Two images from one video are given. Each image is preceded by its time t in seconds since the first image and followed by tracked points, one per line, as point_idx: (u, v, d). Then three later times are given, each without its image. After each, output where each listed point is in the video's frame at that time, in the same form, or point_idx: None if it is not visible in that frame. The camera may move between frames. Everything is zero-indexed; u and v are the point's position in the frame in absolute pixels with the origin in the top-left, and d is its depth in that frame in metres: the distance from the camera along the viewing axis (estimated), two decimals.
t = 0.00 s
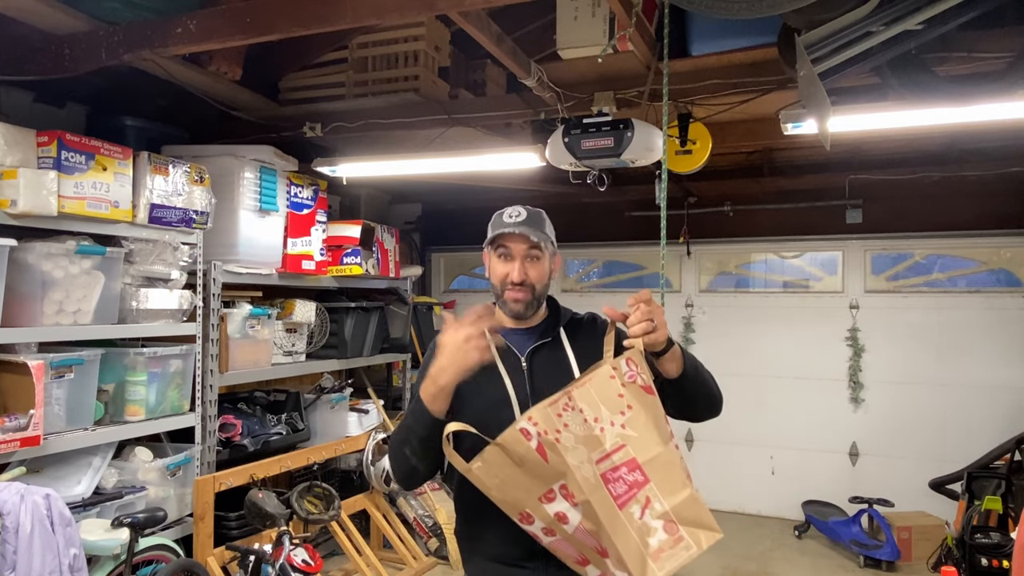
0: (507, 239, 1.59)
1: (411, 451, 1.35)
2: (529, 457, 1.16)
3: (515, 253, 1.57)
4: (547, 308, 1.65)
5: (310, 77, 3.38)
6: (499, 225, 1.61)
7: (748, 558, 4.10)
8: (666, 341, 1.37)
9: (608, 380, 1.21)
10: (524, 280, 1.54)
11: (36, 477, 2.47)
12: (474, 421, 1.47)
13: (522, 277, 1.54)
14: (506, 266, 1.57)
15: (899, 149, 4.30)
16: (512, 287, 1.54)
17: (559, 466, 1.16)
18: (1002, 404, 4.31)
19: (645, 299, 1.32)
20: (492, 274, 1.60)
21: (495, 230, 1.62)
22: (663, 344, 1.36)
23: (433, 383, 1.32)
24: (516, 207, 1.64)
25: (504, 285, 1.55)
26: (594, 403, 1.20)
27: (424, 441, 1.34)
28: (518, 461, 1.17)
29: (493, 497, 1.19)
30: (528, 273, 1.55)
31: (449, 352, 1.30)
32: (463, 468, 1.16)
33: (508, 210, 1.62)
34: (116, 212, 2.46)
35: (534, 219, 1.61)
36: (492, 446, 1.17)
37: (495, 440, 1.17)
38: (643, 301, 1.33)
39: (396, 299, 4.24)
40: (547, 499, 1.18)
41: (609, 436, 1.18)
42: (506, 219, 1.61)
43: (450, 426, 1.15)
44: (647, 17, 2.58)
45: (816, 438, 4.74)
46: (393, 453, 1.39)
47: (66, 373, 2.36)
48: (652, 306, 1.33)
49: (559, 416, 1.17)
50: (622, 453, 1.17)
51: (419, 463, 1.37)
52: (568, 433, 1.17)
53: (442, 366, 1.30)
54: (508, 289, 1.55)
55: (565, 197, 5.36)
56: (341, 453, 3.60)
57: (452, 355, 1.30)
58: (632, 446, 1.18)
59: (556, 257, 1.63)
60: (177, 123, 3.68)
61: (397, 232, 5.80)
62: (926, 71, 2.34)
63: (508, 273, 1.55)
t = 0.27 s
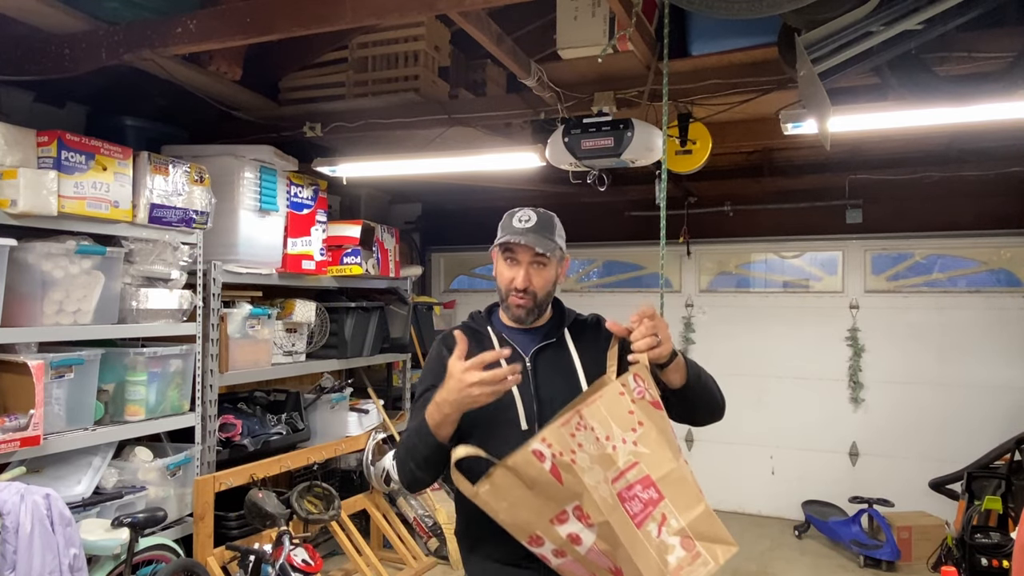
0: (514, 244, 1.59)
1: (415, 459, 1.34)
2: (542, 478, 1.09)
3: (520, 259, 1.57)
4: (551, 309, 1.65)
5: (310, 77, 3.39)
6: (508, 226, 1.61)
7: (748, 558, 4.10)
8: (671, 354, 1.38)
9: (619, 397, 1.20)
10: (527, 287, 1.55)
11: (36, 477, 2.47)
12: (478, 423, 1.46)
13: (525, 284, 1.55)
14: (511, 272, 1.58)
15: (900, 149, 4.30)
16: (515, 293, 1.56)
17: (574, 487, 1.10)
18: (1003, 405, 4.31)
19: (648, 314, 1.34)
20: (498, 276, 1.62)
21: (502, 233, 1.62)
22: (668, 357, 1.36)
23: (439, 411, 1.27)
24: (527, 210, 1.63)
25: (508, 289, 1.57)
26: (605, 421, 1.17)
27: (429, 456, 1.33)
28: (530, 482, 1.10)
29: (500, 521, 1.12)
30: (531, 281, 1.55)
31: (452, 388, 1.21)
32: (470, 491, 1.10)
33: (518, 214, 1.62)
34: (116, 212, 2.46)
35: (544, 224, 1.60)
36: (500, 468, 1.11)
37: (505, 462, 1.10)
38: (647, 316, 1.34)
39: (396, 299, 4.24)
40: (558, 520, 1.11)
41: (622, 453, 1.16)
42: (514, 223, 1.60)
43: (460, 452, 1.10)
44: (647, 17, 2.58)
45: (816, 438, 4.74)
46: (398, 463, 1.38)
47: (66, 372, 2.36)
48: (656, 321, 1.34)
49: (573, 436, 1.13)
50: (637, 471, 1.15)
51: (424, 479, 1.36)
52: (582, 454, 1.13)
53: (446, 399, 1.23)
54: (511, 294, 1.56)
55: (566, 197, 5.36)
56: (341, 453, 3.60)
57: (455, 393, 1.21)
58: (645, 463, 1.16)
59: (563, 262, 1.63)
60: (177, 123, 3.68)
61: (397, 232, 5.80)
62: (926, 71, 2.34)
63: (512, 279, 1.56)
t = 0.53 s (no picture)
0: (520, 241, 1.59)
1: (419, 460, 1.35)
2: (551, 488, 1.15)
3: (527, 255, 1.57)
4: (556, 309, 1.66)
5: (310, 76, 3.39)
6: (513, 224, 1.61)
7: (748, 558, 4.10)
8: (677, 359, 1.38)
9: (626, 404, 1.22)
10: (535, 282, 1.54)
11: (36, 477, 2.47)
12: (482, 423, 1.47)
13: (533, 280, 1.54)
14: (518, 268, 1.57)
15: (900, 149, 4.30)
16: (523, 289, 1.55)
17: (583, 496, 1.15)
18: (1003, 405, 4.31)
19: (654, 321, 1.33)
20: (504, 274, 1.61)
21: (508, 230, 1.61)
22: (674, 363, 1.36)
23: (445, 410, 1.28)
24: (531, 208, 1.63)
25: (515, 286, 1.56)
26: (613, 429, 1.19)
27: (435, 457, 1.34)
28: (541, 492, 1.16)
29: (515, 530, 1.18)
30: (539, 276, 1.55)
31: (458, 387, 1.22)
32: (481, 501, 1.16)
33: (522, 211, 1.62)
34: (116, 212, 2.46)
35: (549, 220, 1.61)
36: (512, 479, 1.16)
37: (515, 474, 1.16)
38: (653, 321, 1.33)
39: (396, 299, 4.23)
40: (570, 529, 1.17)
41: (631, 461, 1.18)
42: (519, 220, 1.60)
43: (470, 463, 1.14)
44: (647, 17, 2.58)
45: (816, 438, 4.74)
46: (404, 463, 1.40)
47: (66, 372, 2.36)
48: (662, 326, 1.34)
49: (580, 446, 1.16)
50: (645, 478, 1.18)
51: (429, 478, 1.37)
52: (590, 463, 1.16)
53: (452, 399, 1.25)
54: (519, 290, 1.55)
55: (566, 197, 5.36)
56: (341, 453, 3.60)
57: (461, 394, 1.22)
58: (654, 471, 1.19)
59: (568, 259, 1.63)
60: (176, 123, 3.68)
61: (397, 232, 5.80)
62: (926, 71, 2.34)
63: (520, 275, 1.56)
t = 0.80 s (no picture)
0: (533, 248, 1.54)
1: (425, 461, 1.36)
2: (553, 488, 1.16)
3: (541, 261, 1.54)
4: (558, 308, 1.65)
5: (310, 76, 3.39)
6: (521, 228, 1.56)
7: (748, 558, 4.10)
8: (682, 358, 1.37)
9: (626, 405, 1.22)
10: (552, 289, 1.53)
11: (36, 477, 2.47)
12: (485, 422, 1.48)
13: (551, 286, 1.53)
14: (532, 275, 1.54)
15: (900, 149, 4.30)
16: (540, 296, 1.53)
17: (583, 496, 1.16)
18: (1003, 405, 4.31)
19: (656, 320, 1.33)
20: (514, 280, 1.57)
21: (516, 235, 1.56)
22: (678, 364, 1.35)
23: (458, 413, 1.31)
24: (535, 210, 1.59)
25: (531, 293, 1.53)
26: (613, 430, 1.20)
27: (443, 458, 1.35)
28: (543, 492, 1.17)
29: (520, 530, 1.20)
30: (555, 282, 1.54)
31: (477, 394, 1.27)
32: (489, 503, 1.17)
33: (529, 215, 1.57)
34: (116, 211, 2.46)
35: (556, 224, 1.57)
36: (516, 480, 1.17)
37: (518, 475, 1.17)
38: (654, 321, 1.33)
39: (396, 298, 4.23)
40: (575, 529, 1.19)
41: (631, 461, 1.18)
42: (528, 224, 1.56)
43: (475, 463, 1.13)
44: (647, 17, 2.58)
45: (816, 438, 4.74)
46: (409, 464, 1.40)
47: (66, 372, 2.36)
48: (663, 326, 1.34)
49: (578, 446, 1.17)
50: (645, 478, 1.17)
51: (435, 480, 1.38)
52: (589, 463, 1.17)
53: (468, 403, 1.29)
54: (535, 297, 1.53)
55: (566, 197, 5.35)
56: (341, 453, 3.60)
57: (478, 398, 1.27)
58: (654, 471, 1.19)
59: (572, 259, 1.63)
60: (176, 123, 3.68)
61: (397, 231, 5.80)
62: (925, 71, 2.34)
63: (535, 282, 1.53)
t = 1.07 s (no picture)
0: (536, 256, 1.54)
1: (436, 452, 1.35)
2: (546, 487, 1.18)
3: (545, 270, 1.53)
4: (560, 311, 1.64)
5: (310, 77, 3.39)
6: (524, 237, 1.56)
7: (748, 558, 4.10)
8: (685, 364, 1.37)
9: (623, 409, 1.25)
10: (558, 296, 1.52)
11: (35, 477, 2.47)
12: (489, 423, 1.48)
13: (557, 294, 1.52)
14: (537, 284, 1.54)
15: (900, 149, 4.30)
16: (546, 304, 1.52)
17: (573, 496, 1.17)
18: (1002, 405, 4.31)
19: (659, 326, 1.36)
20: (518, 289, 1.56)
21: (519, 244, 1.56)
22: (680, 370, 1.36)
23: (469, 387, 1.34)
24: (537, 218, 1.58)
25: (536, 301, 1.53)
26: (608, 433, 1.22)
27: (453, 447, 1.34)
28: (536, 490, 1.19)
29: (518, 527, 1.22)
30: (561, 290, 1.53)
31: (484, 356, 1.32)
32: (491, 497, 1.21)
33: (531, 223, 1.57)
34: (116, 211, 2.46)
35: (558, 231, 1.57)
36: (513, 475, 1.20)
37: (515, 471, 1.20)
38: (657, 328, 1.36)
39: (396, 299, 4.23)
40: (568, 528, 1.20)
41: (623, 465, 1.19)
42: (530, 232, 1.56)
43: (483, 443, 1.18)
44: (647, 17, 2.58)
45: (816, 438, 4.74)
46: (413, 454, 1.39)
47: (66, 372, 2.36)
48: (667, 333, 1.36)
49: (571, 446, 1.19)
50: (636, 482, 1.18)
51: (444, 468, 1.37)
52: (580, 463, 1.18)
53: (478, 371, 1.32)
54: (541, 306, 1.53)
55: (565, 197, 5.36)
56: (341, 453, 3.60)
57: (488, 361, 1.32)
58: (645, 476, 1.19)
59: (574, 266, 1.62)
60: (176, 123, 3.67)
61: (397, 231, 5.80)
62: (925, 71, 2.34)
63: (540, 291, 1.53)
